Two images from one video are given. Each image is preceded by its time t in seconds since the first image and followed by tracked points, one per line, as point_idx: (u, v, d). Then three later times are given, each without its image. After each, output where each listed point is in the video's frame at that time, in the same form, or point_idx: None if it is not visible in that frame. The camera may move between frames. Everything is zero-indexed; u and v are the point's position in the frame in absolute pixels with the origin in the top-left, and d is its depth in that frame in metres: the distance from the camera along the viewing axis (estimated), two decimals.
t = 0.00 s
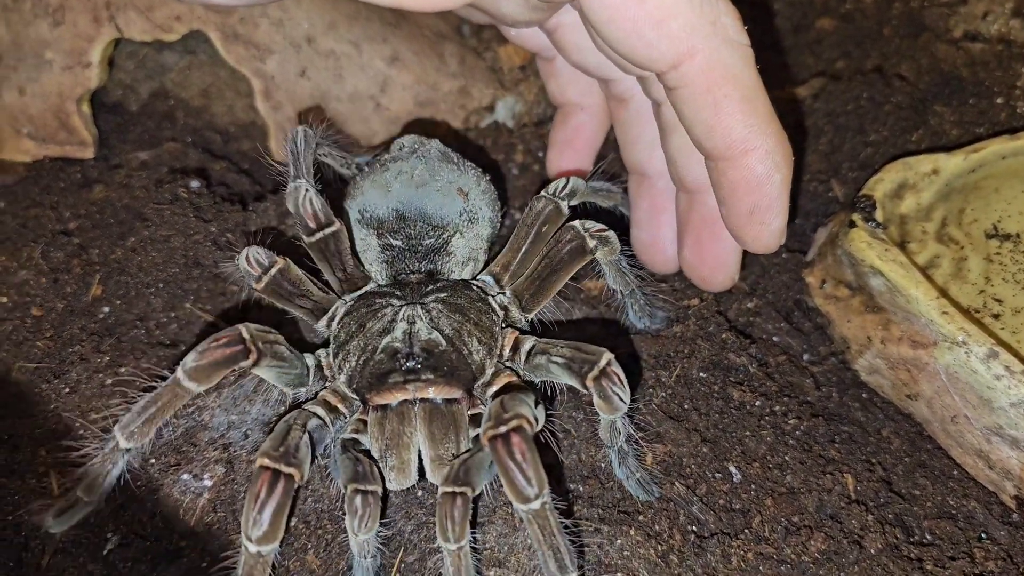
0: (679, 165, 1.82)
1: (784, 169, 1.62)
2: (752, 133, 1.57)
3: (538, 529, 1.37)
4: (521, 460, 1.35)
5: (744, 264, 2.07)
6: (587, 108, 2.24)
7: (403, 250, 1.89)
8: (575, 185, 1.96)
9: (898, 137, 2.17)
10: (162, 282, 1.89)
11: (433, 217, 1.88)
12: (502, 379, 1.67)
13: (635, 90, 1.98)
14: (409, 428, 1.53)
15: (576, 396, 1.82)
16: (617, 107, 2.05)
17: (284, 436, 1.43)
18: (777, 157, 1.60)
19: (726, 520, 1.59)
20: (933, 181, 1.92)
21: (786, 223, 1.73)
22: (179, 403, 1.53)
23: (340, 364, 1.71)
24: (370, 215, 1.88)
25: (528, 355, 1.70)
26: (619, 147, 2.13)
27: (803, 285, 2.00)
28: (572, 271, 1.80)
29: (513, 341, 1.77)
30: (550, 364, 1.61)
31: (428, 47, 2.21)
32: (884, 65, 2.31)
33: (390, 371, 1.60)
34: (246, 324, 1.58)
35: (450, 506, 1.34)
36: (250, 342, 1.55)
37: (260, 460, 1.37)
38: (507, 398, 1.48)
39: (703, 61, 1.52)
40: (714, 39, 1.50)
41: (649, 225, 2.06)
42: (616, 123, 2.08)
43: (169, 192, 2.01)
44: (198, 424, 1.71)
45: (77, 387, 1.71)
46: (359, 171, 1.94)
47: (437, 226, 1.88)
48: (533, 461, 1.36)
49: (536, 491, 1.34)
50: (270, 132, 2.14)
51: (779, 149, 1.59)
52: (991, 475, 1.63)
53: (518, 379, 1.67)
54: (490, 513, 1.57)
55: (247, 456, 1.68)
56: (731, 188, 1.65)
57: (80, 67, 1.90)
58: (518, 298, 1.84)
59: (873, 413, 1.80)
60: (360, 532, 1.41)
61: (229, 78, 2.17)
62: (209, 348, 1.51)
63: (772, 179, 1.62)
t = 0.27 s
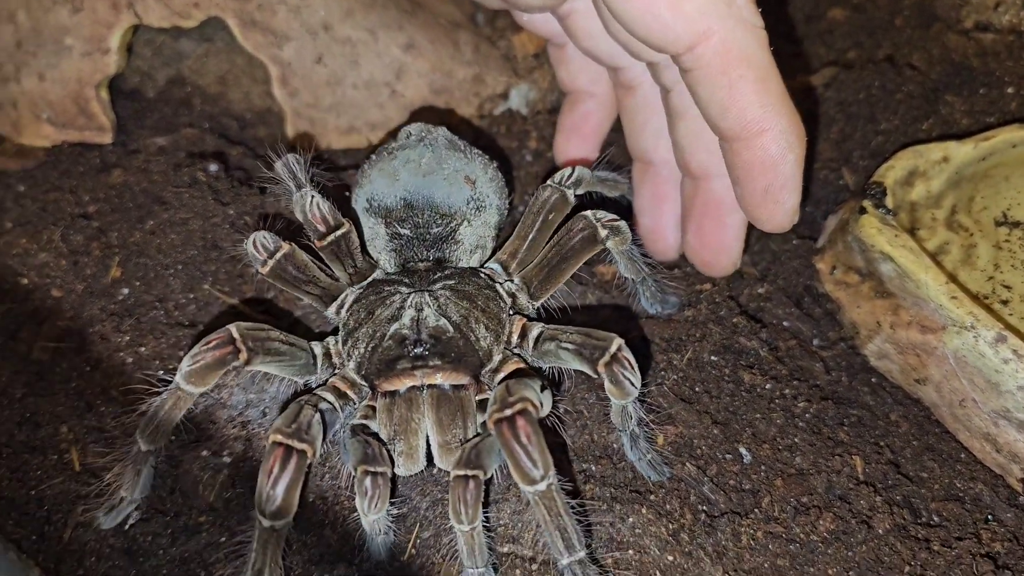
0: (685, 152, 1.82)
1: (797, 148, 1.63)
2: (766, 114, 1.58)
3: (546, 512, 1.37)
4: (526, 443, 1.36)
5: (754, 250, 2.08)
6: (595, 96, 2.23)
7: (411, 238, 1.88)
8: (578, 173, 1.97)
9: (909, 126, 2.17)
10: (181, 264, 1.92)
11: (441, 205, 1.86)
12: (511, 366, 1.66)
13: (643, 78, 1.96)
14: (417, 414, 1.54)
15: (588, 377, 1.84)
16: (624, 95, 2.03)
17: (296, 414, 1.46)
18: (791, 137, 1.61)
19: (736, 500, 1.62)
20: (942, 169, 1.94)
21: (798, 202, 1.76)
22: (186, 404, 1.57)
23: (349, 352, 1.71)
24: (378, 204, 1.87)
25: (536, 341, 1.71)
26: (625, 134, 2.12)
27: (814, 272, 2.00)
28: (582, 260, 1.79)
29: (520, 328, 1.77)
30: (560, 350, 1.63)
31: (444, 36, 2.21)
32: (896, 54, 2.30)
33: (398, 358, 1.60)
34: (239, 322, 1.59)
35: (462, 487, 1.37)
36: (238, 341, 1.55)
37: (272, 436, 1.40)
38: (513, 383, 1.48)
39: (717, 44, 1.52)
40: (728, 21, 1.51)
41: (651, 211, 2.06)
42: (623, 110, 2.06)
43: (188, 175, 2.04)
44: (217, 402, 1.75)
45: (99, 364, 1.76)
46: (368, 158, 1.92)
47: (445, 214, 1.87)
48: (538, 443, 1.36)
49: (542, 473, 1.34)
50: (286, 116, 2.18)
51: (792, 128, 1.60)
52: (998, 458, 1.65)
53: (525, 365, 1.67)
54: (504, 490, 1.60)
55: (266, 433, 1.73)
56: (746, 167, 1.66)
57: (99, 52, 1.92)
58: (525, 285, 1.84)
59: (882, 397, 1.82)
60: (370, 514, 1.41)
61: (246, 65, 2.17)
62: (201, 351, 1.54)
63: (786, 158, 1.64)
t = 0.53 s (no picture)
0: (688, 144, 1.80)
1: (802, 140, 1.60)
2: (771, 106, 1.56)
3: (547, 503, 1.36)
4: (526, 433, 1.35)
5: (760, 240, 2.07)
6: (598, 88, 2.20)
7: (401, 233, 1.82)
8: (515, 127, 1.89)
9: (915, 116, 2.15)
10: (187, 252, 1.93)
11: (429, 199, 1.82)
12: (507, 358, 1.62)
13: (647, 70, 1.94)
14: (415, 410, 1.50)
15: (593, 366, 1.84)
16: (629, 87, 2.01)
17: (297, 407, 1.45)
18: (797, 129, 1.59)
19: (740, 489, 1.63)
20: (948, 159, 1.92)
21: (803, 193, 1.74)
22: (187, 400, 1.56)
23: (344, 349, 1.67)
24: (365, 200, 1.83)
25: (530, 331, 1.67)
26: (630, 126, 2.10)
27: (818, 262, 2.00)
28: (579, 250, 1.74)
29: (514, 319, 1.73)
30: (557, 338, 1.59)
31: (448, 26, 2.18)
32: (902, 45, 2.29)
33: (393, 354, 1.54)
34: (236, 319, 1.57)
35: (465, 479, 1.36)
36: (236, 338, 1.53)
37: (273, 428, 1.40)
38: (509, 375, 1.48)
39: (723, 37, 1.51)
40: (734, 15, 1.50)
41: (652, 203, 2.05)
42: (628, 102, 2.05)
43: (193, 164, 2.06)
44: (223, 390, 1.76)
45: (105, 352, 1.76)
46: (354, 153, 1.88)
47: (433, 207, 1.82)
48: (537, 433, 1.35)
49: (542, 463, 1.34)
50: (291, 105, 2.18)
51: (797, 120, 1.58)
52: (1003, 449, 1.65)
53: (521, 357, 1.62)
54: (508, 478, 1.61)
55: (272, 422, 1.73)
56: (750, 159, 1.65)
57: (104, 41, 1.90)
58: (519, 276, 1.79)
59: (887, 388, 1.82)
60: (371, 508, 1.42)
61: (251, 55, 2.15)
62: (198, 350, 1.52)
63: (791, 150, 1.60)
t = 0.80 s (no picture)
0: (682, 140, 1.79)
1: (797, 136, 1.60)
2: (767, 102, 1.55)
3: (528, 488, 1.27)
4: (500, 411, 1.27)
5: (759, 233, 2.05)
6: (593, 83, 2.14)
7: (393, 232, 1.78)
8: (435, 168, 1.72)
9: (916, 107, 2.12)
10: (183, 247, 1.92)
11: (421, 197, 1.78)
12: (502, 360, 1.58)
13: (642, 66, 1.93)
14: (410, 415, 1.46)
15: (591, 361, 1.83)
16: (623, 83, 2.00)
17: (292, 410, 1.42)
18: (792, 126, 1.58)
19: (739, 484, 1.62)
20: (949, 151, 1.91)
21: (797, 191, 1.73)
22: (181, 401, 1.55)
23: (337, 351, 1.64)
24: (356, 197, 1.78)
25: (526, 331, 1.65)
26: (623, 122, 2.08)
27: (818, 255, 1.98)
28: (577, 252, 1.72)
29: (508, 318, 1.70)
30: (556, 340, 1.57)
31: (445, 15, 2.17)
32: (902, 35, 2.25)
33: (387, 358, 1.51)
34: (224, 322, 1.52)
35: (462, 484, 1.34)
36: (225, 343, 1.48)
37: (267, 432, 1.36)
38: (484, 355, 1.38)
39: (720, 34, 1.48)
40: (731, 11, 1.47)
41: (644, 199, 2.04)
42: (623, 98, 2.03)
43: (189, 158, 2.05)
44: (219, 385, 1.74)
45: (100, 348, 1.75)
46: (344, 148, 1.83)
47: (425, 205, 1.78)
48: (512, 409, 1.27)
49: (518, 441, 1.25)
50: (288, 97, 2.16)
51: (792, 116, 1.57)
52: (1004, 443, 1.64)
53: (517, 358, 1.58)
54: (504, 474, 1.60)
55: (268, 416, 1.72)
56: (745, 156, 1.64)
57: (99, 34, 1.86)
58: (514, 274, 1.74)
59: (887, 381, 1.81)
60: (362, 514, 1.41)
61: (246, 47, 2.13)
62: (187, 356, 1.47)
63: (786, 147, 1.61)
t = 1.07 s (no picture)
0: (676, 131, 1.77)
1: (797, 126, 1.57)
2: (767, 92, 1.52)
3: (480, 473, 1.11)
4: (462, 383, 1.16)
5: (758, 224, 2.02)
6: (588, 74, 2.12)
7: (382, 226, 1.76)
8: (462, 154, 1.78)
9: (917, 96, 2.10)
10: (176, 241, 1.89)
11: (410, 190, 1.76)
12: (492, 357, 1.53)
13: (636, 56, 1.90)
14: (399, 415, 1.43)
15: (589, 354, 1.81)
16: (617, 74, 1.97)
17: (280, 409, 1.40)
18: (791, 115, 1.55)
19: (739, 479, 1.61)
20: (950, 141, 1.89)
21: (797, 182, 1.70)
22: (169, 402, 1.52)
23: (325, 350, 1.60)
24: (344, 191, 1.76)
25: (517, 327, 1.62)
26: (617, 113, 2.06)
27: (819, 246, 1.96)
28: (570, 247, 1.69)
29: (499, 314, 1.67)
30: (548, 337, 1.55)
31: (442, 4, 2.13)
32: (903, 23, 2.22)
33: (376, 357, 1.48)
34: (210, 320, 1.49)
35: (452, 485, 1.33)
36: (210, 342, 1.46)
37: (255, 432, 1.34)
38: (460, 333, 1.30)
39: (717, 23, 1.46)
40: None
41: (641, 190, 2.02)
42: (616, 89, 2.01)
43: (182, 151, 2.03)
44: (210, 381, 1.71)
45: (93, 344, 1.72)
46: (331, 140, 1.80)
47: (414, 199, 1.76)
48: (473, 384, 1.16)
49: (475, 415, 1.13)
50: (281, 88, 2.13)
51: (791, 105, 1.54)
52: (1006, 436, 1.62)
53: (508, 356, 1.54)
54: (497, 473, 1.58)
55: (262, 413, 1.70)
56: (745, 145, 1.61)
57: (92, 25, 1.86)
58: (505, 270, 1.72)
59: (888, 374, 1.79)
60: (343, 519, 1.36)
61: (241, 38, 2.11)
62: (173, 355, 1.44)
63: (786, 137, 1.57)
